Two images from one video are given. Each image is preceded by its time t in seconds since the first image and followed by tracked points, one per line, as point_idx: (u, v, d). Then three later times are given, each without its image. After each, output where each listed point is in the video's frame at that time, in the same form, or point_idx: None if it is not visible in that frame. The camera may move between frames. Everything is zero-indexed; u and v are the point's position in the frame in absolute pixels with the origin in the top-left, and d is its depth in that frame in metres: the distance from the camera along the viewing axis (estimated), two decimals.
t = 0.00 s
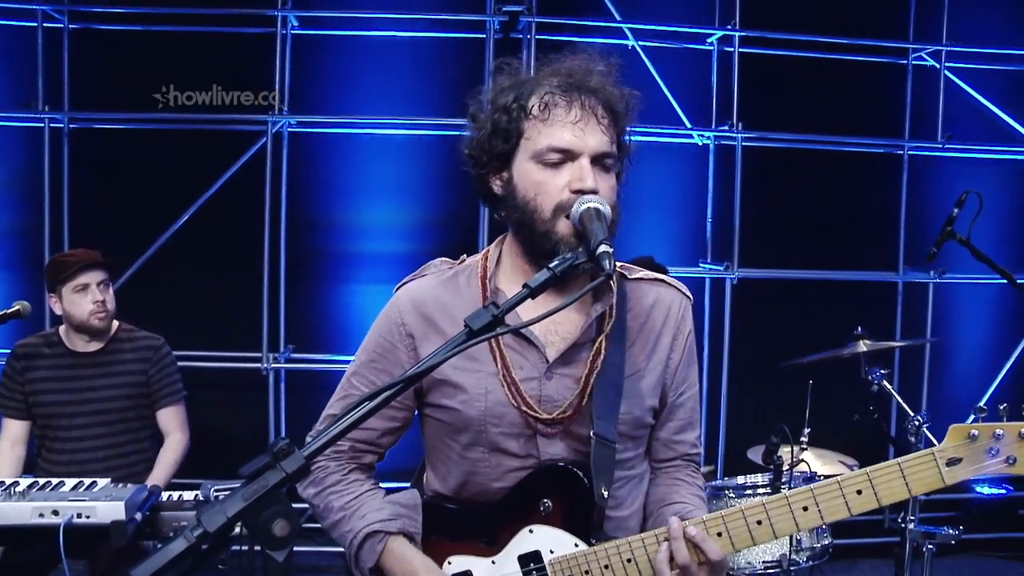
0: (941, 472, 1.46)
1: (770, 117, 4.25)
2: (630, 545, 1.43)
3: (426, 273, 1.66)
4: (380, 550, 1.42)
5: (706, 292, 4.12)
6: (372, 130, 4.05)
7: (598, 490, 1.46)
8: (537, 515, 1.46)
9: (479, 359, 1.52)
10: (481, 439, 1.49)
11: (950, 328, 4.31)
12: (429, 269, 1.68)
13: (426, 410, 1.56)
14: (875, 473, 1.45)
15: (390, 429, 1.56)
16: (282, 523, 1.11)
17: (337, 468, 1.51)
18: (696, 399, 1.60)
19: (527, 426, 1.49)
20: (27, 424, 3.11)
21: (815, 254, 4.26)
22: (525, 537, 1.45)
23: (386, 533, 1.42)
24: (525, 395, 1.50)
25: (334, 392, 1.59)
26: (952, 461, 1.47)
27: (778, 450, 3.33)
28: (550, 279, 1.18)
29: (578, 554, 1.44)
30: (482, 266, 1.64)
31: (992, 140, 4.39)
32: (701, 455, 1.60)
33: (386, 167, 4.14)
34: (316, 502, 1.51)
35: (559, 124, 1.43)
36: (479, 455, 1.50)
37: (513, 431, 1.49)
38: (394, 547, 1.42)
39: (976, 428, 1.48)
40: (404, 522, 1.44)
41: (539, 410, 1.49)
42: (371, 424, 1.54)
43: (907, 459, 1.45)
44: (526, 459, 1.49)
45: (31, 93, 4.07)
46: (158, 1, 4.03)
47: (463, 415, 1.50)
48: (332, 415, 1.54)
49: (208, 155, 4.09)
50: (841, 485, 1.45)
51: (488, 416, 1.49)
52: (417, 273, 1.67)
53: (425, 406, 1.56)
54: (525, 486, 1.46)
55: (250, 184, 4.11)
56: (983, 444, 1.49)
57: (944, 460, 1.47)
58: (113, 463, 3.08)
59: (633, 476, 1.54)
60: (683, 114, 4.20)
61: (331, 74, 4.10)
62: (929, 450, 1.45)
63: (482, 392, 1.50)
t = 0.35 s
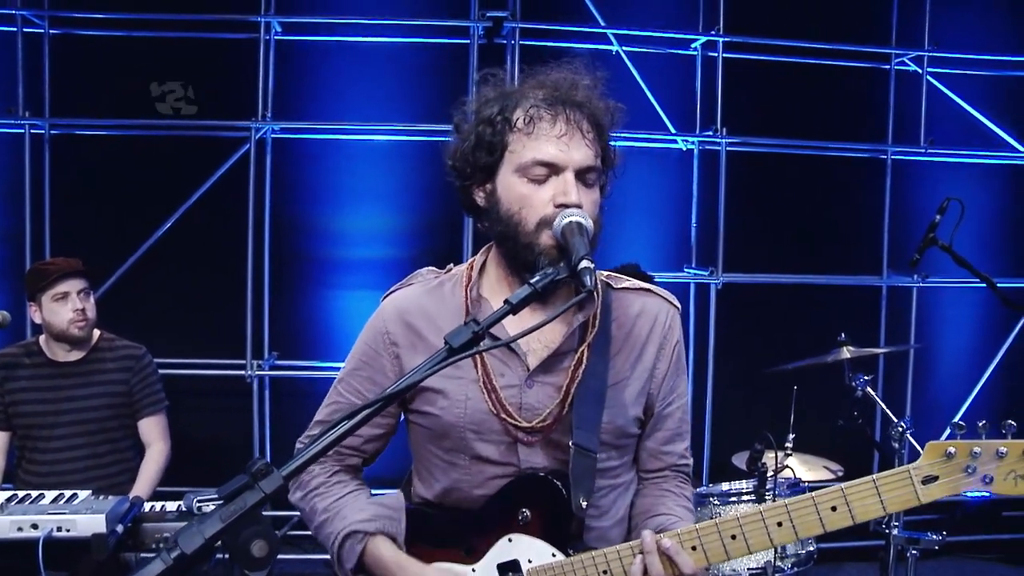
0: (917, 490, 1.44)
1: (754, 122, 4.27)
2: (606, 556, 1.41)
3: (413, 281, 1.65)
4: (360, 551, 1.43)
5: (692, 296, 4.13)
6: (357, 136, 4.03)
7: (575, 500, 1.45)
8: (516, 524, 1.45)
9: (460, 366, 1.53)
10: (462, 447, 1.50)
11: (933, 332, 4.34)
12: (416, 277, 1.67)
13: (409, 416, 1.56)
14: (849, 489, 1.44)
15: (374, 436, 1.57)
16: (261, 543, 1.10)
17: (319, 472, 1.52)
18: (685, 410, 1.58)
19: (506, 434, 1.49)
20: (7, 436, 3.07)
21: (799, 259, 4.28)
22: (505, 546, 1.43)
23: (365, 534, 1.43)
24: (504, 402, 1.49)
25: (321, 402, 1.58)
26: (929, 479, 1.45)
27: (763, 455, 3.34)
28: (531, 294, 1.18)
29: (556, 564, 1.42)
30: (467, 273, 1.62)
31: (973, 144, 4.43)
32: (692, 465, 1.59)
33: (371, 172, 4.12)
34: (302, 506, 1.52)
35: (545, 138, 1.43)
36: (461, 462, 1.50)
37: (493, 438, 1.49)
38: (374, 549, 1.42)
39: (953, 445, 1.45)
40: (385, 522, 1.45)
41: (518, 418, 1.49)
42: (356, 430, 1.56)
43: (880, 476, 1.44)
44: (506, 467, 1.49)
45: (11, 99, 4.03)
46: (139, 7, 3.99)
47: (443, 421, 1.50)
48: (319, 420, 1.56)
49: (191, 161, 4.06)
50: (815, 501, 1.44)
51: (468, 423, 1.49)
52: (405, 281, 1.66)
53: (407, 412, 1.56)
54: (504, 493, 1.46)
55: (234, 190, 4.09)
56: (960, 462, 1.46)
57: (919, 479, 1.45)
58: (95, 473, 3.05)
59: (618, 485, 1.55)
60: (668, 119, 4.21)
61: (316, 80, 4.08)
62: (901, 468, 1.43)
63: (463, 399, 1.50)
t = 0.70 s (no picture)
0: (909, 496, 1.46)
1: (742, 124, 4.29)
2: (598, 561, 1.43)
3: (402, 289, 1.65)
4: (344, 534, 1.43)
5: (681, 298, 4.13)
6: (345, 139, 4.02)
7: (565, 505, 1.45)
8: (507, 530, 1.43)
9: (450, 373, 1.52)
10: (452, 453, 1.49)
11: (921, 333, 4.37)
12: (407, 285, 1.67)
13: (400, 423, 1.56)
14: (842, 495, 1.45)
15: (368, 443, 1.57)
16: (245, 555, 1.09)
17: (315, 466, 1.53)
18: (675, 415, 1.59)
19: (496, 440, 1.48)
20: None
21: (788, 261, 4.29)
22: (496, 552, 1.42)
23: (351, 515, 1.43)
24: (495, 409, 1.49)
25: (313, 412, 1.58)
26: (921, 485, 1.47)
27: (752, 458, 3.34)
28: (516, 304, 1.17)
29: (547, 570, 1.44)
30: (456, 280, 1.62)
31: (959, 147, 4.45)
32: (682, 471, 1.59)
33: (360, 175, 4.11)
34: (293, 500, 1.52)
35: (527, 147, 1.43)
36: (452, 468, 1.49)
37: (483, 444, 1.48)
38: (359, 530, 1.42)
39: (944, 450, 1.48)
40: (372, 506, 1.44)
41: (508, 424, 1.48)
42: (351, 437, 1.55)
43: (874, 482, 1.45)
44: (497, 472, 1.48)
45: None
46: (125, 9, 3.96)
47: (433, 427, 1.50)
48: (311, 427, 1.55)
49: (180, 164, 4.04)
50: (808, 507, 1.45)
51: (458, 430, 1.48)
52: (395, 290, 1.66)
53: (399, 419, 1.56)
54: (495, 501, 1.44)
55: (222, 193, 4.07)
56: (952, 467, 1.48)
57: (913, 484, 1.47)
58: (81, 479, 3.03)
59: (608, 492, 1.53)
60: (656, 121, 4.22)
61: (304, 84, 4.07)
62: (896, 474, 1.45)
63: (453, 406, 1.49)
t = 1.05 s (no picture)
0: (918, 501, 1.46)
1: (745, 124, 4.29)
2: (606, 563, 1.42)
3: (416, 292, 1.66)
4: (357, 527, 1.44)
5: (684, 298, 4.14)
6: (348, 137, 4.03)
7: (576, 507, 1.44)
8: (517, 530, 1.43)
9: (462, 376, 1.53)
10: (463, 455, 1.50)
11: (924, 333, 4.37)
12: (420, 288, 1.68)
13: (414, 426, 1.57)
14: (850, 498, 1.44)
15: (382, 444, 1.59)
16: (254, 551, 1.10)
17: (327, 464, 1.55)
18: (685, 419, 1.59)
19: (509, 442, 1.49)
20: None
21: (791, 260, 4.30)
22: (507, 552, 1.41)
23: (365, 510, 1.45)
24: (507, 411, 1.49)
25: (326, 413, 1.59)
26: (930, 490, 1.47)
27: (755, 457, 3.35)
28: (522, 301, 1.18)
29: (556, 572, 1.42)
30: (468, 283, 1.62)
31: (962, 146, 4.45)
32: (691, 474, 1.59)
33: (363, 174, 4.12)
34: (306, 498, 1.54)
35: (534, 147, 1.44)
36: (464, 470, 1.50)
37: (495, 447, 1.49)
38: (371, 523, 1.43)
39: (954, 456, 1.48)
40: (386, 503, 1.48)
41: (520, 426, 1.49)
42: (362, 439, 1.57)
43: (883, 486, 1.45)
44: (508, 475, 1.49)
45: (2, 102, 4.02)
46: (128, 7, 3.97)
47: (445, 430, 1.51)
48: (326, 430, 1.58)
49: (184, 163, 4.05)
50: (816, 510, 1.45)
51: (470, 432, 1.49)
52: (408, 292, 1.67)
53: (413, 422, 1.58)
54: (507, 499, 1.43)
55: (226, 193, 4.07)
56: (962, 472, 1.49)
57: (921, 489, 1.47)
58: (86, 477, 3.04)
59: (619, 496, 1.53)
60: (659, 121, 4.22)
61: (307, 83, 4.08)
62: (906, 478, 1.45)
63: (465, 408, 1.51)
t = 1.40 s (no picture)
0: (934, 509, 1.45)
1: (751, 122, 4.29)
2: (621, 562, 1.44)
3: (439, 286, 1.67)
4: (374, 544, 1.42)
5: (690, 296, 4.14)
6: (355, 136, 4.04)
7: (592, 506, 1.46)
8: (533, 527, 1.46)
9: (481, 370, 1.54)
10: (481, 450, 1.51)
11: (930, 332, 4.37)
12: (444, 282, 1.69)
13: (431, 420, 1.58)
14: (866, 506, 1.45)
15: (395, 436, 1.57)
16: (269, 543, 1.11)
17: (339, 463, 1.52)
18: (699, 426, 1.59)
19: (527, 439, 1.50)
20: (8, 435, 3.08)
21: (797, 259, 4.30)
22: (519, 548, 1.45)
23: (382, 526, 1.42)
24: (526, 408, 1.51)
25: (345, 398, 1.60)
26: (947, 499, 1.46)
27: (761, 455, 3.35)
28: (534, 296, 1.19)
29: (570, 569, 1.44)
30: (493, 280, 1.64)
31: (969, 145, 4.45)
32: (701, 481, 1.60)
33: (370, 173, 4.13)
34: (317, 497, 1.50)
35: (541, 146, 1.45)
36: (481, 466, 1.51)
37: (513, 443, 1.50)
38: (389, 542, 1.41)
39: (972, 466, 1.47)
40: (402, 517, 1.45)
41: (539, 423, 1.50)
42: (376, 429, 1.55)
43: (899, 493, 1.44)
44: (525, 471, 1.50)
45: (11, 100, 4.04)
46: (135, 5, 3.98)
47: (464, 424, 1.52)
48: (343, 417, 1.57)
49: (191, 160, 4.07)
50: (832, 516, 1.45)
51: (489, 426, 1.50)
52: (432, 286, 1.69)
53: (430, 415, 1.58)
54: (522, 497, 1.47)
55: (233, 191, 4.09)
56: (979, 483, 1.47)
57: (938, 498, 1.45)
58: (96, 473, 3.06)
59: (631, 498, 1.55)
60: (666, 119, 4.22)
61: (313, 81, 4.09)
62: (921, 486, 1.44)
63: (485, 402, 1.51)
